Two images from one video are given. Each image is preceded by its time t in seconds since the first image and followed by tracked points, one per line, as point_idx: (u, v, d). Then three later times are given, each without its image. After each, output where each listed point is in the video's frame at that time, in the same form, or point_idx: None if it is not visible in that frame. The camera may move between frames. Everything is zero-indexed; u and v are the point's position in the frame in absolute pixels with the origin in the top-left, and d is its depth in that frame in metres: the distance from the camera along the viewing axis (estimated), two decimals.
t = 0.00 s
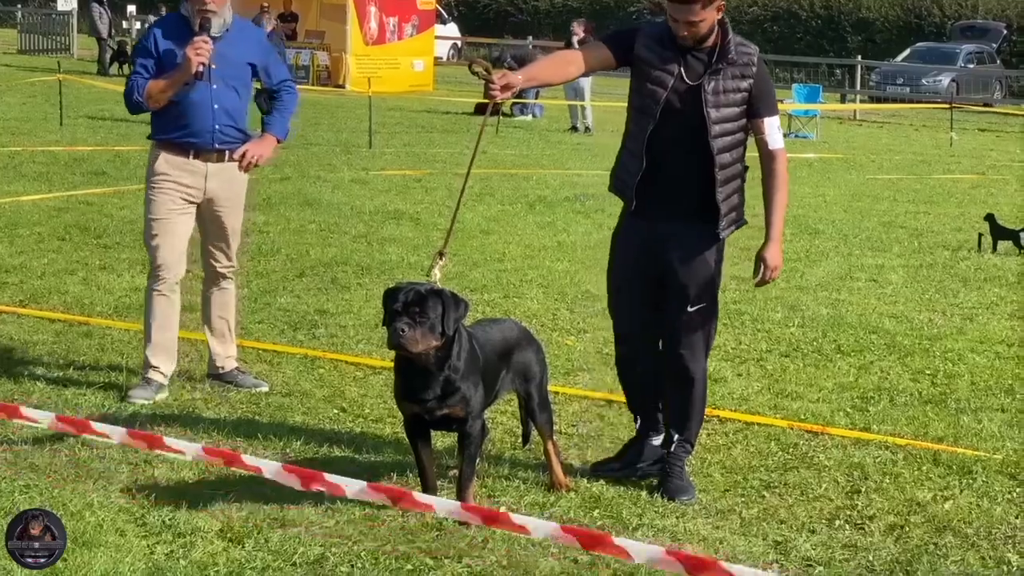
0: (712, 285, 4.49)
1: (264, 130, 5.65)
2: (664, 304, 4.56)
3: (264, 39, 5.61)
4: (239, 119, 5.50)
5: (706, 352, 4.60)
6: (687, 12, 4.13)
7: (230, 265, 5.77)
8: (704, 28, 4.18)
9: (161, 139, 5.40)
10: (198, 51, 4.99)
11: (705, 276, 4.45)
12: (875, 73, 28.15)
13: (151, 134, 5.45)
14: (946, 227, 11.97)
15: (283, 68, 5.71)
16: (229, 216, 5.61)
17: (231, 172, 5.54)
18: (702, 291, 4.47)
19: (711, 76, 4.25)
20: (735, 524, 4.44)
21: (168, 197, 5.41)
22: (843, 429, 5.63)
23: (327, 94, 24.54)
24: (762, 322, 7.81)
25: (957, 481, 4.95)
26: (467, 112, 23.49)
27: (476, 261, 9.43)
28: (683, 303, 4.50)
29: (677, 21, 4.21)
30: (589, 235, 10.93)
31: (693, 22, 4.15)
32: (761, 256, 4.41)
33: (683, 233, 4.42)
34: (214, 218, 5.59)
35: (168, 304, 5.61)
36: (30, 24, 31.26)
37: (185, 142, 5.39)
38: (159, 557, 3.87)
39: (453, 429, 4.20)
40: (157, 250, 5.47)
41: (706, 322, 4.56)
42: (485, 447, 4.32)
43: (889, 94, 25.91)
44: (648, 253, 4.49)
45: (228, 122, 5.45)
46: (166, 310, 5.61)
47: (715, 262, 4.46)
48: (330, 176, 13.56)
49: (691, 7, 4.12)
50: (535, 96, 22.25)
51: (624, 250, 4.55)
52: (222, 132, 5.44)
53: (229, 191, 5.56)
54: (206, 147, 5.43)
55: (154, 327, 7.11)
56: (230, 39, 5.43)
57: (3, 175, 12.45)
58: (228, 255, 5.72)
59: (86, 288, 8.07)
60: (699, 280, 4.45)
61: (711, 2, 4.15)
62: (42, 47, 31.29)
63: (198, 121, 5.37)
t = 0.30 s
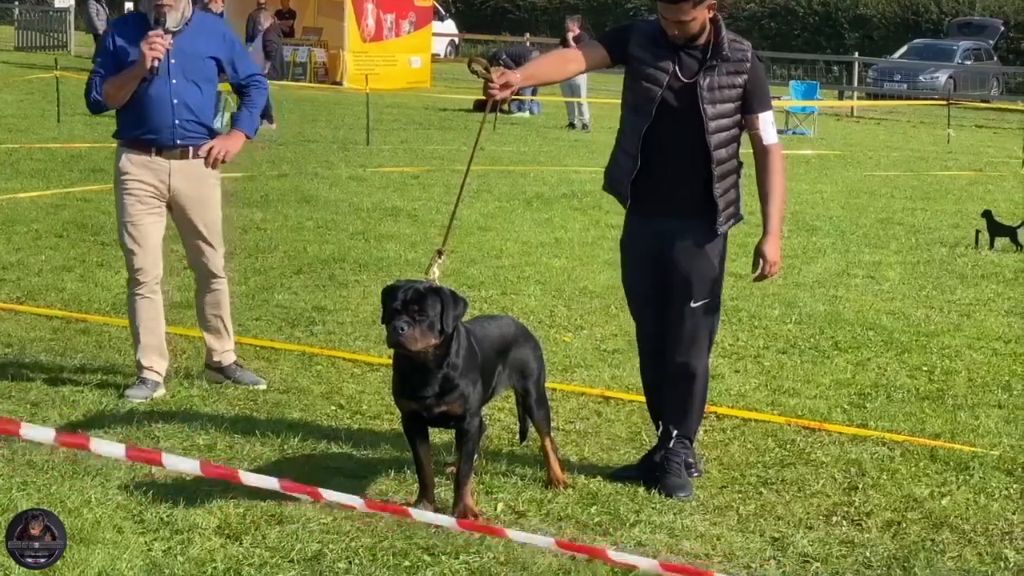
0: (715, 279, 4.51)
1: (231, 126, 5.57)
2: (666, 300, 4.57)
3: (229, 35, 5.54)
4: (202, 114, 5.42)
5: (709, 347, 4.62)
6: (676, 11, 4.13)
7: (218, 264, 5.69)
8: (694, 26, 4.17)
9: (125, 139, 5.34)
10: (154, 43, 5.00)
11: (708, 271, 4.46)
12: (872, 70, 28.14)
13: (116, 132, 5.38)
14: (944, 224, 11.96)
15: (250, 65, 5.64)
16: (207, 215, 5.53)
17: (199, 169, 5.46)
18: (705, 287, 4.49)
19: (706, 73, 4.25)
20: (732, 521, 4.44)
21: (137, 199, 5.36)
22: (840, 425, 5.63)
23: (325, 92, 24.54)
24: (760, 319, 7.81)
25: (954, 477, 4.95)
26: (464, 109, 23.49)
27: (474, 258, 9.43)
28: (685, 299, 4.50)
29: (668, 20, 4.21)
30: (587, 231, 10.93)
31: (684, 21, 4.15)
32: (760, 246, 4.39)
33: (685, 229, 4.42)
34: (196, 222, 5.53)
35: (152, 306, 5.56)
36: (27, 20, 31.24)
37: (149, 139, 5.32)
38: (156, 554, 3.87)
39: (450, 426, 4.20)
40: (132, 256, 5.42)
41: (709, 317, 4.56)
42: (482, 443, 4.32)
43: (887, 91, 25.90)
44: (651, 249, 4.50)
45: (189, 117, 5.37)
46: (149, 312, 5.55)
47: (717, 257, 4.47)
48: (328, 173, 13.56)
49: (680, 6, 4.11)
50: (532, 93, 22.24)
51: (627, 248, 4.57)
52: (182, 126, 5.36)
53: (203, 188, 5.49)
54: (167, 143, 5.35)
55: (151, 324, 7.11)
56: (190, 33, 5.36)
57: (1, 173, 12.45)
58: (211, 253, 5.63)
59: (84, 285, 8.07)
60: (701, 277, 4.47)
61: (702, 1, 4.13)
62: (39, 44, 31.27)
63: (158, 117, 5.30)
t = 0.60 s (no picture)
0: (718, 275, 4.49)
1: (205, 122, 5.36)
2: (666, 290, 4.54)
3: (203, 29, 5.36)
4: (169, 111, 5.23)
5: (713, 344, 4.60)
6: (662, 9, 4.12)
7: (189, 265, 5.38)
8: (682, 24, 4.17)
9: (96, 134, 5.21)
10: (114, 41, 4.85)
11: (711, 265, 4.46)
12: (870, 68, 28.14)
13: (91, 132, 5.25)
14: (942, 221, 11.96)
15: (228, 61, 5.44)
16: (171, 210, 5.26)
17: (165, 165, 5.22)
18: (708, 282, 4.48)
19: (700, 68, 4.24)
20: (731, 518, 4.45)
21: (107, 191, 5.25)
22: (838, 423, 5.63)
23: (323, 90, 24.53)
24: (758, 317, 7.81)
25: (952, 475, 4.96)
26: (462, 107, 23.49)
27: (472, 256, 9.43)
28: (679, 286, 4.47)
29: (657, 19, 4.20)
30: (585, 229, 10.93)
31: (670, 19, 4.15)
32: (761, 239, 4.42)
33: (687, 225, 4.43)
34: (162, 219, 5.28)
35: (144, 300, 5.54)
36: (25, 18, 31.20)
37: (115, 135, 5.17)
38: (154, 552, 3.87)
39: (449, 423, 4.20)
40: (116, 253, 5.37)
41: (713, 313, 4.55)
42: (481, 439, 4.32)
43: (884, 89, 25.90)
44: (655, 246, 4.51)
45: (154, 113, 5.18)
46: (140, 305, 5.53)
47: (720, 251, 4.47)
48: (326, 170, 13.56)
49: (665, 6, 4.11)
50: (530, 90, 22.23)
51: (632, 245, 4.57)
52: (147, 122, 5.17)
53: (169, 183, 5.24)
54: (131, 139, 5.17)
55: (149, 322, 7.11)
56: (159, 27, 5.20)
57: None
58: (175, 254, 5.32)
59: (82, 282, 8.07)
60: (705, 271, 4.46)
61: None
62: (37, 42, 31.24)
63: (121, 112, 5.14)
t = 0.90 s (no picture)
0: (721, 279, 4.47)
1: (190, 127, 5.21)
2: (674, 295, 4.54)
3: (193, 31, 5.20)
4: (150, 115, 5.11)
5: (721, 350, 4.56)
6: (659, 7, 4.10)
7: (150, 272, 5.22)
8: (681, 22, 4.15)
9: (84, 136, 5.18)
10: (91, 51, 4.89)
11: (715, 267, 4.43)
12: (869, 68, 28.13)
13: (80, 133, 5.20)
14: (941, 221, 11.96)
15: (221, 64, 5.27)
16: (145, 215, 5.16)
17: (140, 168, 5.11)
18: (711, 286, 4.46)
19: (700, 70, 4.22)
20: (731, 517, 4.45)
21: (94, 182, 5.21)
22: (838, 423, 5.63)
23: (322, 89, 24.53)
24: (757, 316, 7.81)
25: (952, 474, 4.96)
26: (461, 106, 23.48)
27: (471, 255, 9.43)
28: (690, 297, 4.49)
29: (654, 17, 4.19)
30: (585, 229, 10.93)
31: (668, 17, 4.13)
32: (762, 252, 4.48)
33: (689, 226, 4.41)
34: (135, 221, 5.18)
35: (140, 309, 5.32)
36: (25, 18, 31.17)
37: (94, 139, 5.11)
38: (154, 551, 3.87)
39: (449, 422, 4.20)
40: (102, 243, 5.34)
41: (719, 318, 4.51)
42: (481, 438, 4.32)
43: (883, 88, 25.91)
44: (659, 247, 4.50)
45: (133, 118, 5.07)
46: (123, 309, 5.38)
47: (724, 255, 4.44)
48: (325, 170, 13.55)
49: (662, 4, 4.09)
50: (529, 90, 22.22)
51: (638, 246, 4.57)
52: (123, 127, 5.06)
53: (146, 186, 5.13)
54: (110, 143, 5.08)
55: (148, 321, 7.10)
56: (141, 29, 5.07)
57: None
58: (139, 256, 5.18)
59: (81, 281, 8.07)
60: (707, 274, 4.44)
61: None
62: (36, 41, 31.24)
63: (99, 117, 5.06)
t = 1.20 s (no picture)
0: (721, 283, 4.44)
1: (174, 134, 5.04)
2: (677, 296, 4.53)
3: (187, 39, 5.06)
4: (135, 123, 4.98)
5: (725, 354, 4.53)
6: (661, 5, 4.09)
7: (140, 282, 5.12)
8: (686, 22, 4.15)
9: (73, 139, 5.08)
10: (77, 75, 4.86)
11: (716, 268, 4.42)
12: (869, 69, 28.13)
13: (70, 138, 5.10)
14: (941, 222, 11.96)
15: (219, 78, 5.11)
16: (137, 228, 5.04)
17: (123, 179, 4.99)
18: (711, 289, 4.44)
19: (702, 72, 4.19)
20: (731, 518, 4.45)
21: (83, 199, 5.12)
22: (839, 424, 5.63)
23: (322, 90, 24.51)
24: (757, 317, 7.82)
25: (952, 475, 4.96)
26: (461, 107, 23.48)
27: (471, 256, 9.42)
28: (689, 299, 4.48)
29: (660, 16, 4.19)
30: (584, 229, 10.93)
31: (671, 17, 4.12)
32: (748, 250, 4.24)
33: (689, 228, 4.41)
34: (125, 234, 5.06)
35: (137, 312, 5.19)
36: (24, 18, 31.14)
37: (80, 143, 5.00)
38: (154, 551, 3.87)
39: (449, 423, 4.20)
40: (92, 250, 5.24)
41: (719, 321, 4.49)
42: (482, 438, 4.32)
43: (883, 89, 25.90)
44: (663, 247, 4.50)
45: (118, 125, 4.95)
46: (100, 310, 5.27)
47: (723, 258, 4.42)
48: (324, 171, 13.54)
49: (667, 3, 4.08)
50: (529, 90, 22.22)
51: (647, 245, 4.58)
52: (107, 133, 4.95)
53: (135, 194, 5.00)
54: (94, 149, 4.97)
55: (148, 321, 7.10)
56: (133, 35, 4.96)
57: None
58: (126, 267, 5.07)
59: (81, 282, 8.06)
60: (705, 276, 4.43)
61: None
62: (36, 42, 31.21)
63: (84, 121, 4.96)
